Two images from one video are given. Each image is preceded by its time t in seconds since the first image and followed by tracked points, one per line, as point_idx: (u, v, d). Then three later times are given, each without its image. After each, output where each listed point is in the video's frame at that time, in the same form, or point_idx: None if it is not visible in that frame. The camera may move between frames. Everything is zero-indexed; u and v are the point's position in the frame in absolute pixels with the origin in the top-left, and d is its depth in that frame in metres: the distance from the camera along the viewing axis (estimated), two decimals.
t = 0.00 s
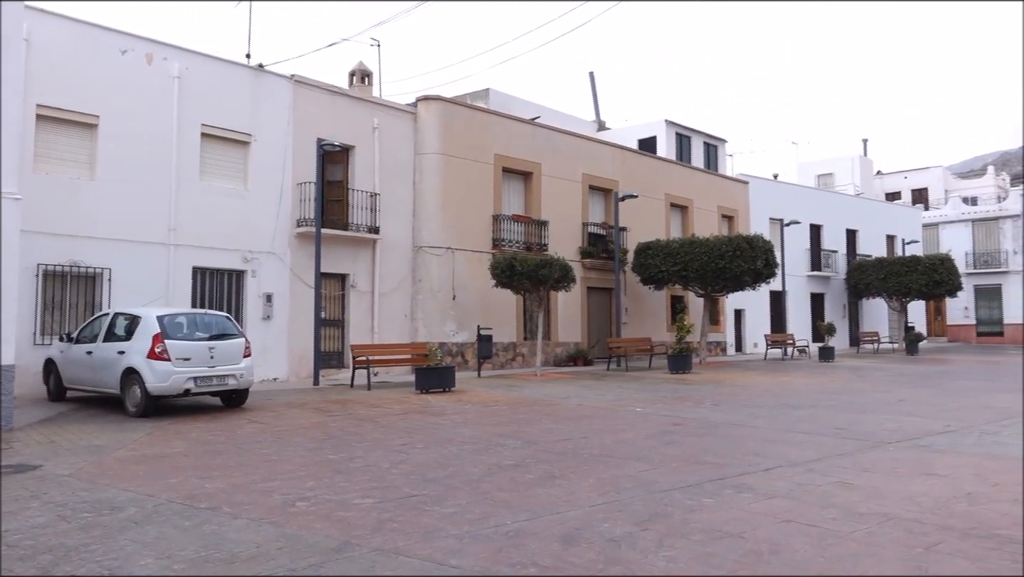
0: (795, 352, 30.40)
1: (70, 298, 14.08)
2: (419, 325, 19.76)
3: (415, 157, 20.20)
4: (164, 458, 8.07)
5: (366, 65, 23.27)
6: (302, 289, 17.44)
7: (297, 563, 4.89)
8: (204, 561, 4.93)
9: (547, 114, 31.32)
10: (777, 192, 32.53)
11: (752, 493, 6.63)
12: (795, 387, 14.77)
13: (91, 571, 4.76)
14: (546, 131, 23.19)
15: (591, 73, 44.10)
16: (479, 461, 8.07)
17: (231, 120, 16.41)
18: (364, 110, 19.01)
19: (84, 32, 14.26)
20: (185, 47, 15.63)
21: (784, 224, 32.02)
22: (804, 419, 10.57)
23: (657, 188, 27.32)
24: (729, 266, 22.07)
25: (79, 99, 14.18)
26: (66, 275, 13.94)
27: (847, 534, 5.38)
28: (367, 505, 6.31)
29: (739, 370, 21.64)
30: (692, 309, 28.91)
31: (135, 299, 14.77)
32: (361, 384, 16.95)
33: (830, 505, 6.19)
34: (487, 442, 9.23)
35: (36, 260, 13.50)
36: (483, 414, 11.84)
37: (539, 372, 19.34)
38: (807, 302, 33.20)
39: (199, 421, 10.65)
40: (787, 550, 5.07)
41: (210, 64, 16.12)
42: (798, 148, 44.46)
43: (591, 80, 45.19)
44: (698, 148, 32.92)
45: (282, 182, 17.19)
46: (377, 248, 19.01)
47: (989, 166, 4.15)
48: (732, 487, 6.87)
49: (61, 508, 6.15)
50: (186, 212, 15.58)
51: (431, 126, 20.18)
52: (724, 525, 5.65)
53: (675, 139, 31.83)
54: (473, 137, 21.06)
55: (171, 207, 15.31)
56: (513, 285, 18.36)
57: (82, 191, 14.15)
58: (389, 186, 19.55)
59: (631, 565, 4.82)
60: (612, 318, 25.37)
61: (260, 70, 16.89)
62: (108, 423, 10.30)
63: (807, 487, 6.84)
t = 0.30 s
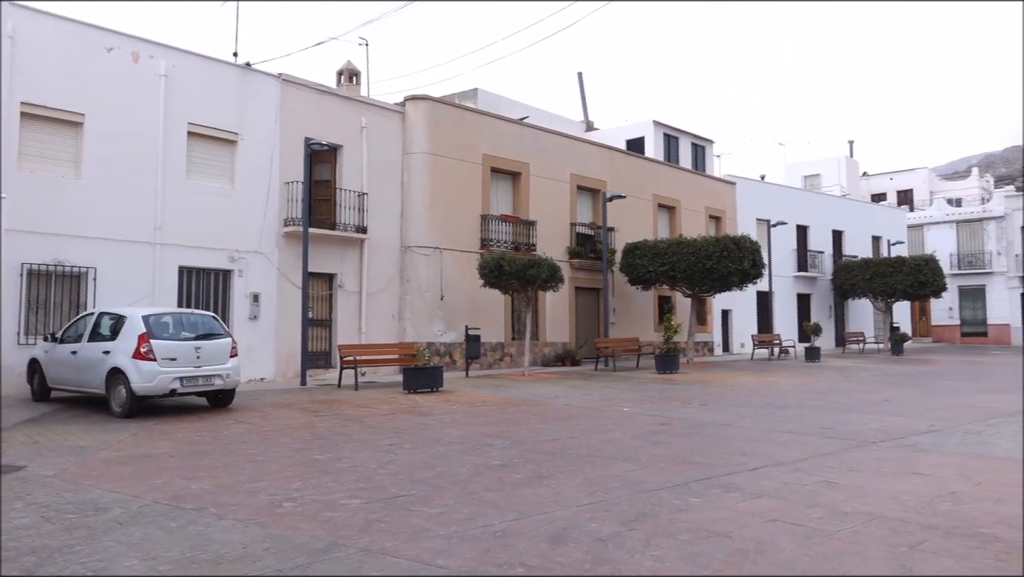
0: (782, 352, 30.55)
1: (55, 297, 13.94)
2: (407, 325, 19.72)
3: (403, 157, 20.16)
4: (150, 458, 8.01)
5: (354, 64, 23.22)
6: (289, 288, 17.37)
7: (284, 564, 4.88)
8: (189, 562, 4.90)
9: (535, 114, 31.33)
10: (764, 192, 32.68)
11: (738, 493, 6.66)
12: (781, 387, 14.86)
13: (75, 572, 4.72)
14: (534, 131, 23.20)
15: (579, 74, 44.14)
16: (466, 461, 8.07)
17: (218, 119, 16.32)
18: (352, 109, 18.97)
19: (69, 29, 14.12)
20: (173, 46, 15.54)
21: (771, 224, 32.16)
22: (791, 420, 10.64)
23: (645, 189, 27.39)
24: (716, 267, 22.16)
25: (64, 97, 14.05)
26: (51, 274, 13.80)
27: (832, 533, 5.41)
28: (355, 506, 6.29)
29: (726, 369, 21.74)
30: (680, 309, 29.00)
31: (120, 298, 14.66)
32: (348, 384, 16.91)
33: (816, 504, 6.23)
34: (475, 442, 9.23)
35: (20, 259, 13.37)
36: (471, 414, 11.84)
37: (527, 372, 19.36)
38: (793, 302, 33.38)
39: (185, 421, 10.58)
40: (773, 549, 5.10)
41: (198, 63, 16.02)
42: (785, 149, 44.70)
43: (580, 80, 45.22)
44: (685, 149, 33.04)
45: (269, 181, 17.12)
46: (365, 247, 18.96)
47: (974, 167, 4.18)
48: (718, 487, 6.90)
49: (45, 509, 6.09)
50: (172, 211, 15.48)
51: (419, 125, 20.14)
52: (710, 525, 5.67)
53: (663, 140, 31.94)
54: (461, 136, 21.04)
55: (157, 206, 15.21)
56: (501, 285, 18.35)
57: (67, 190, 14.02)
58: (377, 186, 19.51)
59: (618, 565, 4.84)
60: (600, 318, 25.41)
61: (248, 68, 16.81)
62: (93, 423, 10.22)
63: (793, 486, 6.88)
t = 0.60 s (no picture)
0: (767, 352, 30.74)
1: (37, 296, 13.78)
2: (393, 325, 19.67)
3: (389, 156, 20.11)
4: (133, 459, 7.95)
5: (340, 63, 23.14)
6: (274, 288, 17.29)
7: (269, 565, 4.86)
8: (172, 563, 4.87)
9: (522, 113, 31.37)
10: (750, 194, 32.85)
11: (723, 492, 6.70)
12: (765, 387, 14.97)
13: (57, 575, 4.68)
14: (521, 131, 23.22)
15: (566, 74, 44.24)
16: (452, 461, 8.08)
17: (203, 117, 16.21)
18: (338, 108, 18.90)
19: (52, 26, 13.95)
20: (157, 43, 15.41)
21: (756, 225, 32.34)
22: (775, 419, 10.71)
23: (631, 190, 27.47)
24: (702, 267, 22.27)
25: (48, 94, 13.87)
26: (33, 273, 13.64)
27: (815, 533, 5.46)
28: (340, 507, 6.27)
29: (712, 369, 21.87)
30: (666, 309, 29.11)
31: (103, 298, 14.54)
32: (334, 384, 16.87)
33: (800, 503, 6.28)
34: (462, 443, 9.23)
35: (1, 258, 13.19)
36: (457, 414, 11.85)
37: (514, 372, 19.38)
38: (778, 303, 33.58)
39: (169, 421, 10.51)
40: (757, 548, 5.13)
41: (182, 61, 15.89)
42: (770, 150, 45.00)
43: (567, 80, 45.32)
44: (672, 150, 33.19)
45: (254, 180, 17.03)
46: (350, 247, 18.90)
47: (955, 169, 4.25)
48: (704, 486, 6.94)
49: (26, 510, 6.03)
50: (156, 210, 15.36)
51: (405, 125, 20.10)
52: (695, 524, 5.70)
53: (650, 141, 32.07)
54: (448, 136, 21.01)
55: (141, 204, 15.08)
56: (488, 285, 18.35)
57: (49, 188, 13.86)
58: (363, 186, 19.45)
59: (604, 564, 4.85)
60: (586, 319, 25.47)
61: (233, 66, 16.70)
62: (75, 424, 10.13)
63: (777, 485, 6.92)
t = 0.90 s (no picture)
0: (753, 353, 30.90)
1: (20, 296, 13.64)
2: (380, 325, 19.62)
3: (377, 156, 20.07)
4: (117, 460, 7.90)
5: (328, 62, 23.07)
6: (261, 288, 17.22)
7: (255, 566, 4.83)
8: (157, 565, 4.84)
9: (510, 114, 31.39)
10: (737, 195, 33.02)
11: (709, 491, 6.74)
12: (751, 387, 15.06)
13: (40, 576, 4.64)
14: (509, 131, 23.23)
15: (554, 74, 44.35)
16: (439, 462, 8.07)
17: (189, 116, 16.12)
18: (326, 107, 18.85)
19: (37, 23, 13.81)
20: (143, 41, 15.31)
21: (743, 226, 32.50)
22: (760, 419, 10.76)
23: (619, 190, 27.55)
24: (689, 268, 22.36)
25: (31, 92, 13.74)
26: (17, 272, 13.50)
27: (800, 532, 5.50)
28: (327, 507, 6.25)
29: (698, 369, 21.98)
30: (653, 309, 29.20)
31: (87, 298, 14.41)
32: (321, 384, 16.81)
33: (785, 502, 6.32)
34: (449, 443, 9.23)
35: None
36: (444, 414, 11.85)
37: (501, 373, 19.39)
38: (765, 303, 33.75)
39: (154, 422, 10.45)
40: (742, 547, 5.16)
41: (169, 59, 15.80)
42: (757, 151, 45.28)
43: (555, 81, 45.42)
44: (659, 150, 33.32)
45: (241, 179, 16.94)
46: (338, 247, 18.85)
47: (941, 171, 4.32)
48: (690, 486, 6.97)
49: (8, 512, 5.97)
50: (141, 209, 15.25)
51: (393, 124, 20.06)
52: (681, 524, 5.73)
53: (637, 141, 32.19)
54: (436, 136, 20.99)
55: (126, 203, 14.97)
56: (475, 285, 18.34)
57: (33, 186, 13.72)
58: (351, 185, 19.41)
59: (590, 564, 4.87)
60: (573, 319, 25.51)
61: (220, 65, 16.62)
62: (59, 425, 10.04)
63: (763, 485, 6.96)
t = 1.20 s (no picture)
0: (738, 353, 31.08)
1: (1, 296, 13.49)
2: (366, 325, 19.57)
3: (363, 155, 20.02)
4: (100, 461, 7.83)
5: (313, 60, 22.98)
6: (246, 288, 17.13)
7: (239, 568, 4.80)
8: (140, 567, 4.79)
9: (496, 114, 31.41)
10: (722, 196, 33.20)
11: (695, 491, 6.77)
12: (736, 387, 15.15)
13: None
14: (496, 132, 23.23)
15: (540, 75, 44.46)
16: (425, 462, 8.06)
17: (173, 114, 16.00)
18: (312, 107, 18.79)
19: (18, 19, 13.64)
20: (126, 39, 15.19)
21: (728, 227, 32.68)
22: (745, 419, 10.83)
23: (606, 190, 27.62)
24: (674, 269, 22.44)
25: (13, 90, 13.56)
26: None
27: (785, 531, 5.53)
28: (312, 508, 6.22)
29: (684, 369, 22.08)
30: (639, 310, 29.29)
31: (69, 297, 14.26)
32: (306, 384, 16.74)
33: (769, 502, 6.35)
34: (435, 443, 9.22)
35: None
36: (430, 414, 11.83)
37: (488, 373, 19.40)
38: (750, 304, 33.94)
39: (137, 422, 10.36)
40: (726, 546, 5.19)
41: (152, 56, 15.67)
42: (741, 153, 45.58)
43: (541, 81, 45.54)
44: (645, 151, 33.45)
45: (226, 178, 16.84)
46: (323, 246, 18.78)
47: (922, 173, 4.35)
48: (675, 485, 7.00)
49: None
50: (124, 208, 15.12)
51: (380, 124, 20.02)
52: (666, 524, 5.75)
53: (623, 142, 32.31)
54: (422, 136, 20.96)
55: (109, 202, 14.83)
56: (462, 285, 18.32)
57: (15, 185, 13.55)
58: (337, 184, 19.34)
59: (575, 564, 4.88)
60: (559, 319, 25.54)
61: (204, 63, 16.52)
62: (40, 425, 9.94)
63: (748, 485, 6.99)
